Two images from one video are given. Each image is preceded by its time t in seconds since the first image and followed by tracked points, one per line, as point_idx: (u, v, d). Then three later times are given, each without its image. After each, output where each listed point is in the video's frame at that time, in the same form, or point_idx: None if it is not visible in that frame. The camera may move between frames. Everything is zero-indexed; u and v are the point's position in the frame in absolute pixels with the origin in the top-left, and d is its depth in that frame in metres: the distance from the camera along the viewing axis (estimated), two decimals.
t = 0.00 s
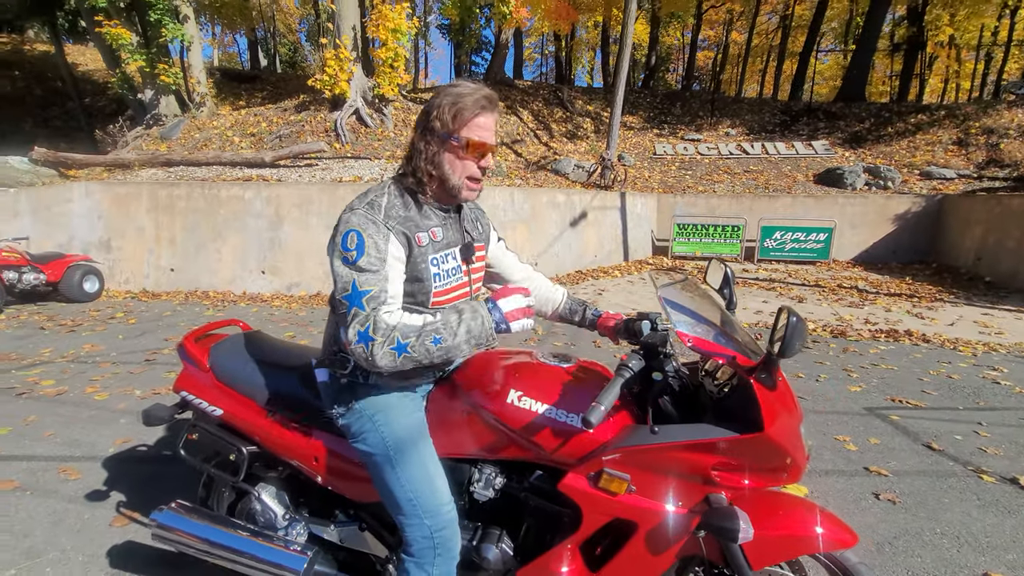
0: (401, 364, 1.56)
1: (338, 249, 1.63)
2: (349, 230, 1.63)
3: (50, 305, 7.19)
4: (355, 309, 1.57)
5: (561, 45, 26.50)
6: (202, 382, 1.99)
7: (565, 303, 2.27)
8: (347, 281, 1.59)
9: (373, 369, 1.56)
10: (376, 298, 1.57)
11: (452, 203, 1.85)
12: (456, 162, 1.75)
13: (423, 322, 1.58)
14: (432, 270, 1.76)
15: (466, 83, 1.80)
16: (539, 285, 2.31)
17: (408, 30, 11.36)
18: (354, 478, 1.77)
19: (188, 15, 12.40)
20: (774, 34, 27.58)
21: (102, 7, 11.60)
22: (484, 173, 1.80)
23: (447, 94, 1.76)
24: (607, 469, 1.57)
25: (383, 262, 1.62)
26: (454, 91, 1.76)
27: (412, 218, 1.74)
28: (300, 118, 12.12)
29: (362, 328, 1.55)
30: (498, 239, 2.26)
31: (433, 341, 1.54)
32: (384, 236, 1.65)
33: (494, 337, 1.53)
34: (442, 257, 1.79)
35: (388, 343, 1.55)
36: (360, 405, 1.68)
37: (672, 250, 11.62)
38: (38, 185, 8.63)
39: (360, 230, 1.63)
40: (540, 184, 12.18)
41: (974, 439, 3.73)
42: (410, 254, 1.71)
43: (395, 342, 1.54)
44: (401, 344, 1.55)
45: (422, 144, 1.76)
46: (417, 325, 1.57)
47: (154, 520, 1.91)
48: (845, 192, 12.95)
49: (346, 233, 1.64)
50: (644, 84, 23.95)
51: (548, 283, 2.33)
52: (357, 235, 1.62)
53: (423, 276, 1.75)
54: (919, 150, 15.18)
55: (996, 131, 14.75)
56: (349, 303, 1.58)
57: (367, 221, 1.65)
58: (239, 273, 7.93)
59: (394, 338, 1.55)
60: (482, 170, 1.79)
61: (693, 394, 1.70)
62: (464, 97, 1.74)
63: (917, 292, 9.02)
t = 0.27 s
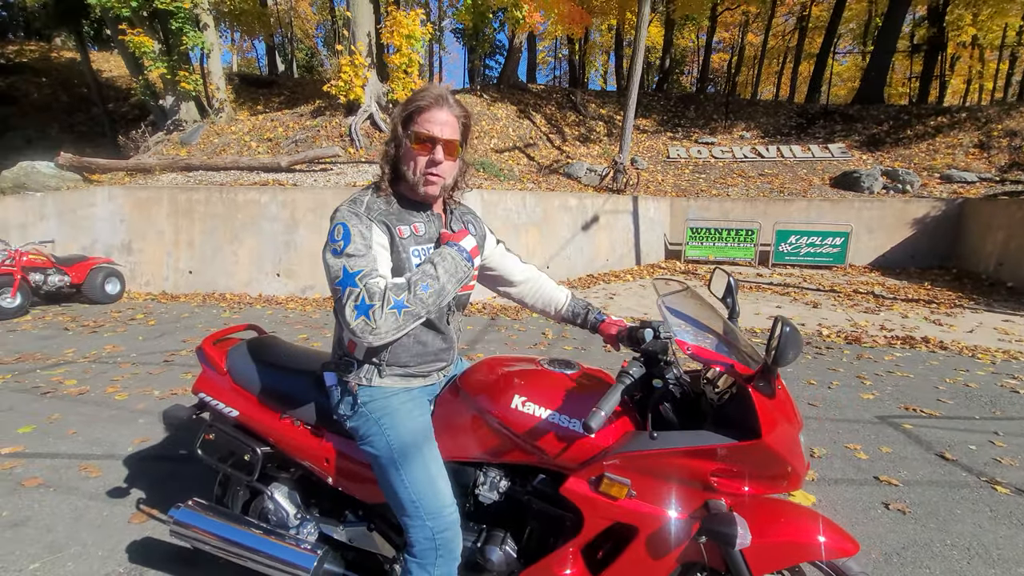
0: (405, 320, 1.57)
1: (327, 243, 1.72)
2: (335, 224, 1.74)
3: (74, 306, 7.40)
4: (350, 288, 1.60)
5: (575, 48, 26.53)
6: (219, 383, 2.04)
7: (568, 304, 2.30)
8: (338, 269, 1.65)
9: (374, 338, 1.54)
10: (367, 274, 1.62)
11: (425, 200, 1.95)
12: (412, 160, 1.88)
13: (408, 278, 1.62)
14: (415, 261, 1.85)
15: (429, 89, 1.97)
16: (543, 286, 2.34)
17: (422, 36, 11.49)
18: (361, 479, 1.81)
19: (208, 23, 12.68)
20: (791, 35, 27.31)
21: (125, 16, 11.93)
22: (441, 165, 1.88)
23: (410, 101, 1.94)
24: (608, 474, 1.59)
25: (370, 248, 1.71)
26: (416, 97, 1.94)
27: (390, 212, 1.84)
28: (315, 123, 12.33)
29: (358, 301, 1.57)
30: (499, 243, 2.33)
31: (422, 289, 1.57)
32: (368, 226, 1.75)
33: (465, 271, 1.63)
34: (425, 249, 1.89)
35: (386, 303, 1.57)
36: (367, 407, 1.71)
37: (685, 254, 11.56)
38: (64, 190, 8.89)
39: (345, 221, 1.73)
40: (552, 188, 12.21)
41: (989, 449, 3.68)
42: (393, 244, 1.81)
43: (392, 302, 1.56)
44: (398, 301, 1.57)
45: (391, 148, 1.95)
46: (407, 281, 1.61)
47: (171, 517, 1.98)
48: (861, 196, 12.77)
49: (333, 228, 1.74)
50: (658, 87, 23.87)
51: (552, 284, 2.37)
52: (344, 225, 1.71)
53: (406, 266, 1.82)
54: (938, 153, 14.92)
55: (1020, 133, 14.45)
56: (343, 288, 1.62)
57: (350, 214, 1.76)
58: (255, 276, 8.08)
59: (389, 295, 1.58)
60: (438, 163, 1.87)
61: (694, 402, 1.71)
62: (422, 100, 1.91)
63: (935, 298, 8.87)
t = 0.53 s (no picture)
0: (391, 339, 1.56)
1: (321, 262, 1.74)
2: (328, 245, 1.76)
3: (109, 306, 7.68)
4: (340, 306, 1.62)
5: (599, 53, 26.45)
6: (238, 389, 2.08)
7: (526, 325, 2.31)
8: (329, 287, 1.68)
9: (362, 355, 1.55)
10: (355, 292, 1.64)
11: (419, 212, 1.95)
12: (404, 175, 1.89)
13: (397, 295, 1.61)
14: (410, 273, 1.86)
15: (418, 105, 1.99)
16: (508, 306, 2.35)
17: (446, 43, 11.60)
18: (373, 489, 1.83)
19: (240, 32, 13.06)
20: (823, 38, 26.70)
21: (164, 26, 12.39)
22: (435, 178, 1.89)
23: (400, 118, 1.96)
24: (619, 494, 1.56)
25: (361, 265, 1.73)
26: (405, 113, 1.96)
27: (382, 228, 1.86)
28: (342, 129, 12.57)
29: (346, 319, 1.58)
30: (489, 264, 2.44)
31: (410, 306, 1.56)
32: (359, 243, 1.77)
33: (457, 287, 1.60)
34: (420, 261, 1.89)
35: (373, 321, 1.57)
36: (377, 419, 1.72)
37: (709, 261, 11.37)
38: (103, 194, 9.26)
39: (337, 241, 1.75)
40: (574, 194, 12.18)
41: None
42: (387, 259, 1.83)
43: (379, 319, 1.57)
44: (385, 318, 1.57)
45: (383, 165, 1.98)
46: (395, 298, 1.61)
47: (190, 520, 2.03)
48: (895, 204, 12.38)
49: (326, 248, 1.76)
50: (683, 92, 23.61)
51: (518, 307, 2.37)
52: (335, 245, 1.73)
53: (401, 279, 1.84)
54: (978, 160, 14.38)
55: None
56: (333, 305, 1.65)
57: (341, 233, 1.78)
58: (280, 279, 8.25)
59: (376, 314, 1.58)
60: (432, 176, 1.88)
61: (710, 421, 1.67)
62: (410, 117, 1.93)
63: (972, 311, 8.52)
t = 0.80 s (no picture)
0: (409, 355, 1.57)
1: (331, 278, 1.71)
2: (339, 260, 1.73)
3: (156, 308, 8.05)
4: (355, 324, 1.60)
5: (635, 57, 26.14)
6: (261, 398, 2.11)
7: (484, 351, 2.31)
8: (342, 303, 1.65)
9: (378, 373, 1.54)
10: (370, 310, 1.61)
11: (430, 226, 1.95)
12: (417, 191, 1.85)
13: (412, 312, 1.62)
14: (421, 287, 1.83)
15: (426, 117, 1.92)
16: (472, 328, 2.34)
17: (480, 51, 11.68)
18: (389, 504, 1.81)
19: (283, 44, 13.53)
20: (872, 36, 25.56)
21: (212, 41, 12.98)
22: (450, 196, 1.87)
23: (407, 130, 1.89)
24: (636, 519, 1.48)
25: (373, 282, 1.70)
26: (414, 126, 1.88)
27: (392, 243, 1.83)
28: (377, 137, 12.83)
29: (364, 336, 1.56)
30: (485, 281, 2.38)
31: (427, 322, 1.56)
32: (370, 259, 1.74)
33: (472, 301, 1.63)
34: (431, 274, 1.88)
35: (391, 339, 1.57)
36: (390, 433, 1.70)
37: (747, 268, 10.99)
38: (154, 201, 9.74)
39: (348, 257, 1.72)
40: (607, 199, 12.03)
41: None
42: (398, 274, 1.80)
43: (396, 337, 1.56)
44: (402, 335, 1.57)
45: (389, 180, 1.92)
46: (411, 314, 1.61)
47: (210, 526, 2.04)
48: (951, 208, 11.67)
49: (336, 264, 1.73)
50: (722, 94, 23.04)
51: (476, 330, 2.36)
52: (346, 261, 1.70)
53: (413, 294, 1.81)
54: None
55: None
56: (346, 323, 1.62)
57: (352, 249, 1.75)
58: (316, 284, 8.44)
59: (394, 331, 1.57)
60: (446, 196, 1.87)
61: (737, 444, 1.56)
62: (420, 131, 1.86)
63: None
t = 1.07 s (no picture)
0: (408, 380, 1.58)
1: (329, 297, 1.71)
2: (335, 279, 1.71)
3: (191, 313, 8.31)
4: (352, 349, 1.61)
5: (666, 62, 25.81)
6: (270, 406, 2.11)
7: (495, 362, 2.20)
8: (340, 326, 1.65)
9: (377, 399, 1.55)
10: (366, 334, 1.61)
11: (437, 240, 1.95)
12: (439, 213, 1.84)
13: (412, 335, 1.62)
14: (420, 301, 1.82)
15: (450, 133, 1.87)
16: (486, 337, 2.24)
17: (507, 59, 11.72)
18: (393, 519, 1.76)
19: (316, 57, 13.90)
20: (916, 36, 24.55)
21: (250, 56, 13.45)
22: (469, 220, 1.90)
23: (431, 144, 1.83)
24: (643, 546, 1.38)
25: (371, 302, 1.69)
26: (440, 142, 1.82)
27: (394, 260, 1.82)
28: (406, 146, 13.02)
29: (361, 363, 1.58)
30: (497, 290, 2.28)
31: (426, 346, 1.56)
32: (367, 278, 1.72)
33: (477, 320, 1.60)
34: (430, 288, 1.87)
35: (389, 364, 1.57)
36: (393, 447, 1.66)
37: (782, 277, 10.62)
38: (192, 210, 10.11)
39: (345, 277, 1.71)
40: (635, 207, 11.85)
41: None
42: (395, 289, 1.79)
43: (395, 361, 1.57)
44: (401, 360, 1.58)
45: (406, 191, 1.85)
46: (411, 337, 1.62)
47: (216, 536, 2.03)
48: (1004, 215, 11.02)
49: (333, 284, 1.72)
50: (756, 99, 22.51)
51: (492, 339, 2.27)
52: (344, 282, 1.69)
53: (412, 310, 1.81)
54: None
55: None
56: (345, 347, 1.63)
57: (349, 268, 1.73)
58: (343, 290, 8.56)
59: (392, 356, 1.58)
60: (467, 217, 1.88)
61: (755, 468, 1.47)
62: (446, 149, 1.81)
63: None
